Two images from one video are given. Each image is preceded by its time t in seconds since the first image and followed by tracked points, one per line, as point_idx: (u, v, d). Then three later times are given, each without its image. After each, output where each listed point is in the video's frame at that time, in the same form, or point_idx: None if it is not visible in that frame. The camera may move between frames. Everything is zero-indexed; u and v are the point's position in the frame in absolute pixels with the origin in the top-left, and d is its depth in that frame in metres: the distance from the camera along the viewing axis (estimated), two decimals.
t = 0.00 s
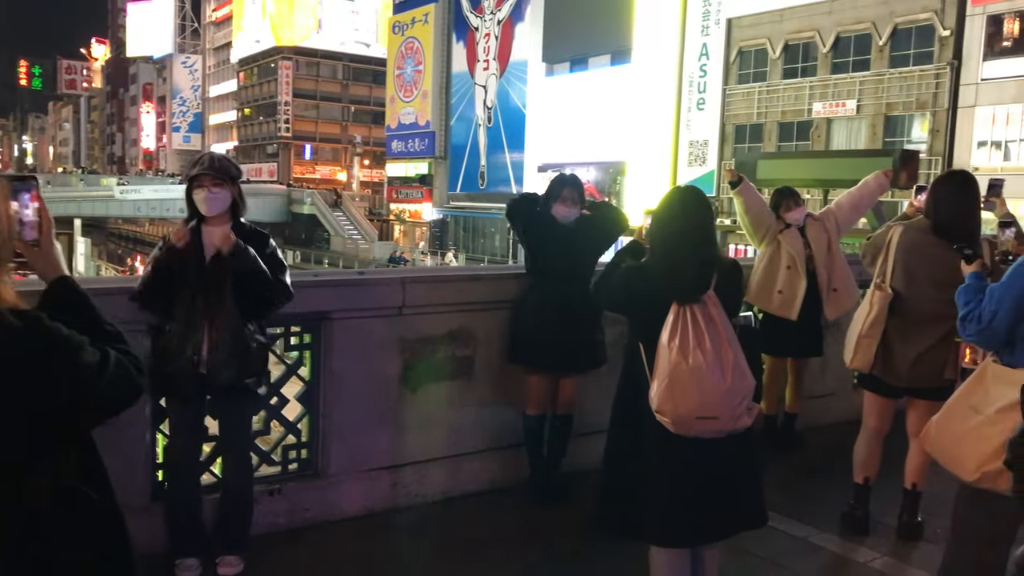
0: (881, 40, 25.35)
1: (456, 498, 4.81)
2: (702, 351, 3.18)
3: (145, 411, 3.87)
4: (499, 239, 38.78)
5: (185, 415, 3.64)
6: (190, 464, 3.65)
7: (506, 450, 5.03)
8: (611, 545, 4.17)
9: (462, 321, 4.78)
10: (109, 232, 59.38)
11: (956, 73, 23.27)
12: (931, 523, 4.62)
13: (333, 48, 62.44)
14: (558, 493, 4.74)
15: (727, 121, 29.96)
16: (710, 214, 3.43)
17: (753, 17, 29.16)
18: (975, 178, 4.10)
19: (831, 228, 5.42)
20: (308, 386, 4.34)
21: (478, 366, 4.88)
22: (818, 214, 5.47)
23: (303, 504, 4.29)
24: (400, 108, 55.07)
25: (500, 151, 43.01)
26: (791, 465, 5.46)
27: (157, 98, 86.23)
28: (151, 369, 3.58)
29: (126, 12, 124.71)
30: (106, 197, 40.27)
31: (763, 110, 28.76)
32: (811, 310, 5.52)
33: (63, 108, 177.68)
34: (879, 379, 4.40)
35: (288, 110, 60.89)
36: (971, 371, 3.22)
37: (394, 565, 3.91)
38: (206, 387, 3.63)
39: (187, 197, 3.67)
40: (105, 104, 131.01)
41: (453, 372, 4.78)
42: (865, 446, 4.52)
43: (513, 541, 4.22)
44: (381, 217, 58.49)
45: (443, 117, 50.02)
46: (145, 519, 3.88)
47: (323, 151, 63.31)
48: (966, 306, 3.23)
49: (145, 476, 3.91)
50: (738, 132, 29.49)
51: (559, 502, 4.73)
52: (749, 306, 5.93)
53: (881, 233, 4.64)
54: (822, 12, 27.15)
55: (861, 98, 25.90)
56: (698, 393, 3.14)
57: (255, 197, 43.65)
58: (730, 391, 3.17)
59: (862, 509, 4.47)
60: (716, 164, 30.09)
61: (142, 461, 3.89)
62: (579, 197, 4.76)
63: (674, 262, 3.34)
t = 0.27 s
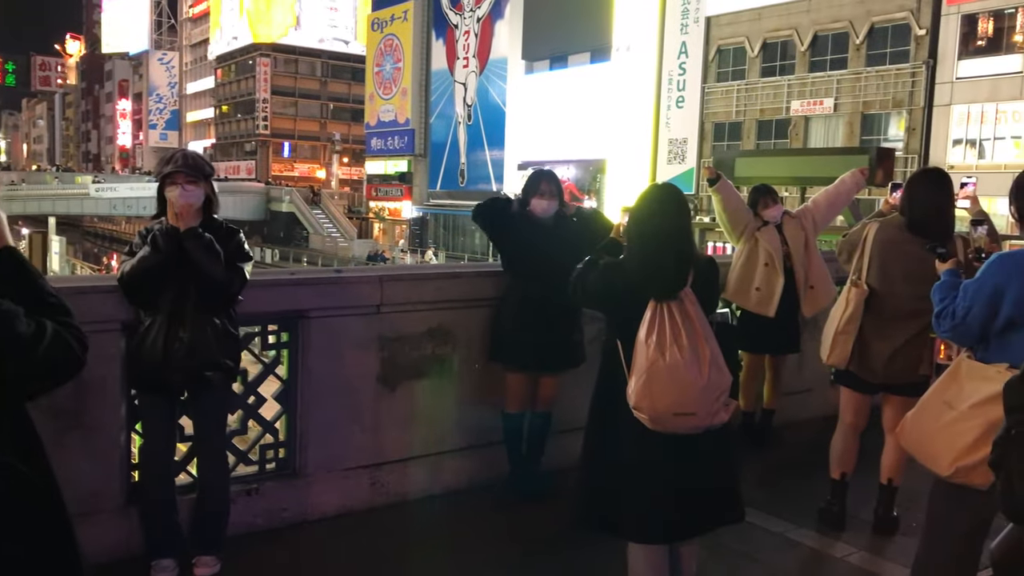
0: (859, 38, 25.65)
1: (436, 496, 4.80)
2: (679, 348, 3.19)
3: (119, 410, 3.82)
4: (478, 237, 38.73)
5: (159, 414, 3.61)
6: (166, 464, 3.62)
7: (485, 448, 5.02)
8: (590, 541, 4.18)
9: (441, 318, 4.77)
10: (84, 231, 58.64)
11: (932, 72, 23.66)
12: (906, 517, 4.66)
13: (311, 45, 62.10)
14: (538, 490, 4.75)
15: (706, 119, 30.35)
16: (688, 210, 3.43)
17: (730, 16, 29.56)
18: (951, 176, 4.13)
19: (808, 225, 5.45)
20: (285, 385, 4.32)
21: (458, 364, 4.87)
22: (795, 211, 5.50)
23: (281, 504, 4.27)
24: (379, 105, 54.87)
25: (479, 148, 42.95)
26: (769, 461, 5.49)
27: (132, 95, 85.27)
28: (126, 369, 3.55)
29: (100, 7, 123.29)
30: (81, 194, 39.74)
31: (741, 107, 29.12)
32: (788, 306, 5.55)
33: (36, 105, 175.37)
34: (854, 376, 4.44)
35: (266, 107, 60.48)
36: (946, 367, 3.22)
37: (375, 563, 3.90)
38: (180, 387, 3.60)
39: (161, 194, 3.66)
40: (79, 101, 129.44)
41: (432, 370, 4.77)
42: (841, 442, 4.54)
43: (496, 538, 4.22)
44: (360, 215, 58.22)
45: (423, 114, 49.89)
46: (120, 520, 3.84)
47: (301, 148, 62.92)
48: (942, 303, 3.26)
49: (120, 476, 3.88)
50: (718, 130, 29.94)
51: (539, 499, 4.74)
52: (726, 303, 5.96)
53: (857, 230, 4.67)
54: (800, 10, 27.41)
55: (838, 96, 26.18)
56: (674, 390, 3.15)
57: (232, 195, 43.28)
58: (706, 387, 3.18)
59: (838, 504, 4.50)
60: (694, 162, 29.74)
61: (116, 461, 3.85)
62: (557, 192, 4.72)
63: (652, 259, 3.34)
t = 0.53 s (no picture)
0: (839, 38, 25.85)
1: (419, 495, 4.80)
2: (659, 346, 3.20)
3: (97, 411, 3.79)
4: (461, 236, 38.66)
5: (137, 414, 3.58)
6: (145, 465, 3.59)
7: (467, 446, 5.03)
8: (572, 539, 4.19)
9: (423, 318, 4.76)
10: (63, 230, 58.01)
11: (911, 71, 23.89)
12: (886, 514, 4.70)
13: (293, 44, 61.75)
14: (520, 489, 4.76)
15: (688, 118, 30.53)
16: (667, 210, 3.45)
17: (712, 15, 29.78)
18: (928, 175, 4.17)
19: (789, 224, 5.48)
20: (266, 385, 4.30)
21: (439, 363, 4.87)
22: (775, 210, 5.53)
23: (263, 504, 4.25)
24: (362, 104, 54.61)
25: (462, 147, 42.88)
26: (750, 458, 5.52)
27: (111, 93, 84.44)
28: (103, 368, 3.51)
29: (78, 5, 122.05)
30: (60, 193, 39.33)
31: (723, 107, 29.24)
32: (769, 305, 5.58)
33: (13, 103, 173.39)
34: (834, 372, 4.46)
35: (247, 105, 60.08)
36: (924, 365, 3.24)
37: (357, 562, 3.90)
38: (159, 386, 3.57)
39: (138, 194, 3.66)
40: (57, 99, 128.10)
41: (414, 370, 4.76)
42: (821, 438, 4.57)
43: (480, 536, 4.23)
44: (342, 214, 57.96)
45: (405, 113, 49.74)
46: (98, 521, 3.81)
47: (282, 147, 62.57)
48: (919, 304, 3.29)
49: (99, 476, 3.85)
50: (699, 129, 30.13)
51: (521, 497, 4.75)
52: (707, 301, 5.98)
53: (836, 229, 4.69)
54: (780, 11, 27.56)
55: (819, 96, 26.38)
56: (655, 387, 3.16)
57: (213, 194, 42.98)
58: (687, 384, 3.19)
59: (818, 501, 4.53)
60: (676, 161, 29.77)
61: (94, 462, 3.81)
62: (536, 188, 4.74)
63: (632, 258, 3.35)
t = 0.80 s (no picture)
0: (818, 39, 25.96)
1: (400, 496, 4.79)
2: (639, 346, 3.22)
3: (74, 413, 3.76)
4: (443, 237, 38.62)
5: (112, 418, 3.54)
6: (122, 467, 3.56)
7: (449, 447, 5.03)
8: (555, 540, 4.20)
9: (403, 318, 4.76)
10: (40, 231, 57.38)
11: (889, 73, 24.06)
12: (863, 511, 4.75)
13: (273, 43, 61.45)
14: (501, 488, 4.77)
15: (669, 119, 30.62)
16: (646, 209, 3.45)
17: (693, 16, 29.81)
18: (906, 175, 4.21)
19: (767, 224, 5.51)
20: (245, 386, 4.27)
21: (420, 364, 4.86)
22: (753, 210, 5.57)
23: (242, 506, 4.23)
24: (343, 104, 54.37)
25: (444, 147, 42.82)
26: (730, 457, 5.56)
27: (89, 92, 83.59)
28: (78, 368, 3.47)
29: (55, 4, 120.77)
30: (37, 194, 38.90)
31: (703, 107, 29.41)
32: (748, 305, 5.61)
33: None
34: (811, 370, 4.50)
35: (227, 105, 59.69)
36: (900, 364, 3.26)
37: (339, 564, 3.89)
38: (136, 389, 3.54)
39: (115, 193, 3.61)
40: (34, 99, 126.80)
41: (394, 370, 4.75)
42: (800, 436, 4.60)
43: (460, 537, 4.24)
44: (324, 214, 57.71)
45: (387, 113, 49.58)
46: (76, 525, 3.78)
47: (263, 147, 62.23)
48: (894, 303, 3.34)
49: (75, 480, 3.81)
50: (680, 129, 30.22)
51: (503, 496, 4.76)
52: (687, 300, 6.02)
53: (815, 229, 4.72)
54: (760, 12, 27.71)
55: (798, 96, 26.57)
56: (635, 387, 3.18)
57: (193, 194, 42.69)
58: (666, 384, 3.21)
59: (797, 499, 4.56)
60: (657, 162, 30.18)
61: (70, 465, 3.78)
62: (515, 187, 4.68)
63: (612, 258, 3.36)
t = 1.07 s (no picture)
0: (796, 43, 26.05)
1: (380, 500, 4.78)
2: (618, 348, 3.23)
3: (49, 418, 3.72)
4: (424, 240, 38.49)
5: (88, 424, 3.51)
6: (98, 470, 3.54)
7: (429, 451, 5.02)
8: (536, 542, 4.22)
9: (383, 322, 4.75)
10: (15, 234, 56.75)
11: (866, 77, 24.23)
12: (841, 511, 4.80)
13: (252, 45, 61.15)
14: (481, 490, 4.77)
15: (649, 122, 30.43)
16: (626, 212, 3.47)
17: (673, 20, 29.76)
18: (882, 177, 4.25)
19: (745, 227, 5.55)
20: (224, 390, 4.25)
21: (400, 367, 4.86)
22: (732, 214, 5.61)
23: (221, 511, 4.21)
24: (322, 107, 54.07)
25: (424, 151, 42.75)
26: (710, 458, 5.59)
27: (64, 94, 82.58)
28: (56, 373, 3.45)
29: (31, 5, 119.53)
30: (13, 197, 38.47)
31: (683, 112, 29.35)
32: (727, 307, 5.66)
33: None
34: (788, 371, 4.54)
35: (205, 108, 59.28)
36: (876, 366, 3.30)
37: (319, 568, 3.88)
38: (113, 394, 3.51)
39: (92, 194, 3.59)
40: (9, 101, 125.43)
41: (374, 373, 4.75)
42: (778, 438, 4.64)
43: (440, 540, 4.23)
44: (304, 217, 57.46)
45: (367, 116, 49.41)
46: (51, 531, 3.75)
47: (242, 150, 61.86)
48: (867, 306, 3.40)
49: (52, 486, 3.78)
50: (660, 133, 30.09)
51: (483, 499, 4.77)
52: (666, 303, 6.05)
53: (793, 232, 4.76)
54: (738, 16, 27.85)
55: (776, 101, 26.69)
56: (615, 389, 3.19)
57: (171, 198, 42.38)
58: (645, 385, 3.23)
59: (775, 500, 4.60)
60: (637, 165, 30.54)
61: (44, 470, 3.73)
62: (493, 193, 4.73)
63: (593, 261, 3.37)
